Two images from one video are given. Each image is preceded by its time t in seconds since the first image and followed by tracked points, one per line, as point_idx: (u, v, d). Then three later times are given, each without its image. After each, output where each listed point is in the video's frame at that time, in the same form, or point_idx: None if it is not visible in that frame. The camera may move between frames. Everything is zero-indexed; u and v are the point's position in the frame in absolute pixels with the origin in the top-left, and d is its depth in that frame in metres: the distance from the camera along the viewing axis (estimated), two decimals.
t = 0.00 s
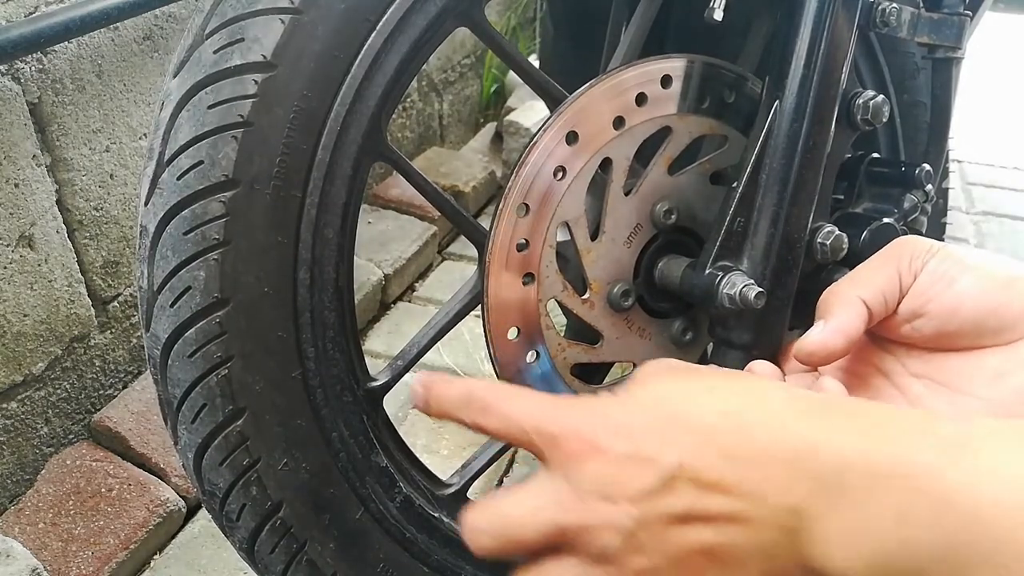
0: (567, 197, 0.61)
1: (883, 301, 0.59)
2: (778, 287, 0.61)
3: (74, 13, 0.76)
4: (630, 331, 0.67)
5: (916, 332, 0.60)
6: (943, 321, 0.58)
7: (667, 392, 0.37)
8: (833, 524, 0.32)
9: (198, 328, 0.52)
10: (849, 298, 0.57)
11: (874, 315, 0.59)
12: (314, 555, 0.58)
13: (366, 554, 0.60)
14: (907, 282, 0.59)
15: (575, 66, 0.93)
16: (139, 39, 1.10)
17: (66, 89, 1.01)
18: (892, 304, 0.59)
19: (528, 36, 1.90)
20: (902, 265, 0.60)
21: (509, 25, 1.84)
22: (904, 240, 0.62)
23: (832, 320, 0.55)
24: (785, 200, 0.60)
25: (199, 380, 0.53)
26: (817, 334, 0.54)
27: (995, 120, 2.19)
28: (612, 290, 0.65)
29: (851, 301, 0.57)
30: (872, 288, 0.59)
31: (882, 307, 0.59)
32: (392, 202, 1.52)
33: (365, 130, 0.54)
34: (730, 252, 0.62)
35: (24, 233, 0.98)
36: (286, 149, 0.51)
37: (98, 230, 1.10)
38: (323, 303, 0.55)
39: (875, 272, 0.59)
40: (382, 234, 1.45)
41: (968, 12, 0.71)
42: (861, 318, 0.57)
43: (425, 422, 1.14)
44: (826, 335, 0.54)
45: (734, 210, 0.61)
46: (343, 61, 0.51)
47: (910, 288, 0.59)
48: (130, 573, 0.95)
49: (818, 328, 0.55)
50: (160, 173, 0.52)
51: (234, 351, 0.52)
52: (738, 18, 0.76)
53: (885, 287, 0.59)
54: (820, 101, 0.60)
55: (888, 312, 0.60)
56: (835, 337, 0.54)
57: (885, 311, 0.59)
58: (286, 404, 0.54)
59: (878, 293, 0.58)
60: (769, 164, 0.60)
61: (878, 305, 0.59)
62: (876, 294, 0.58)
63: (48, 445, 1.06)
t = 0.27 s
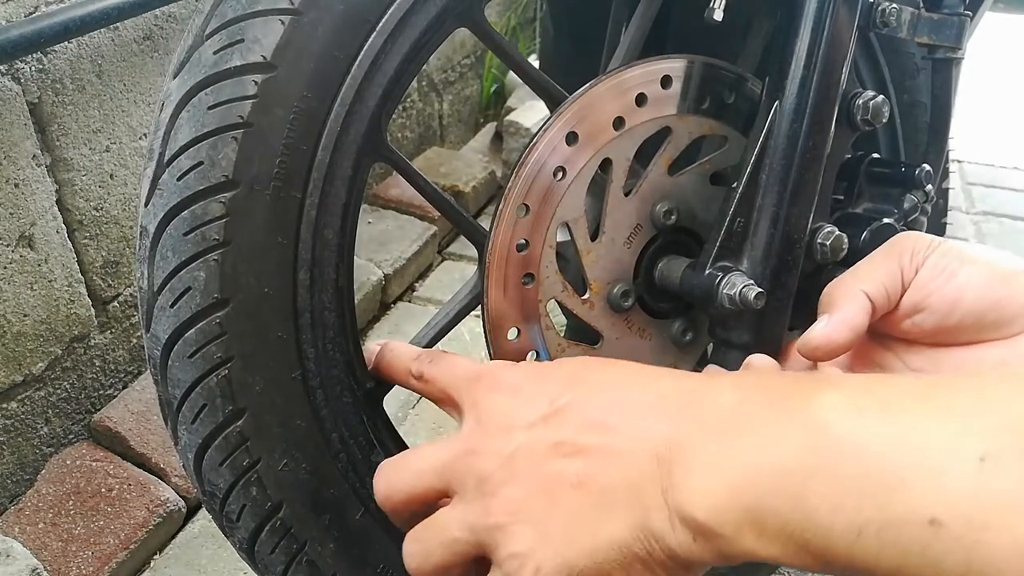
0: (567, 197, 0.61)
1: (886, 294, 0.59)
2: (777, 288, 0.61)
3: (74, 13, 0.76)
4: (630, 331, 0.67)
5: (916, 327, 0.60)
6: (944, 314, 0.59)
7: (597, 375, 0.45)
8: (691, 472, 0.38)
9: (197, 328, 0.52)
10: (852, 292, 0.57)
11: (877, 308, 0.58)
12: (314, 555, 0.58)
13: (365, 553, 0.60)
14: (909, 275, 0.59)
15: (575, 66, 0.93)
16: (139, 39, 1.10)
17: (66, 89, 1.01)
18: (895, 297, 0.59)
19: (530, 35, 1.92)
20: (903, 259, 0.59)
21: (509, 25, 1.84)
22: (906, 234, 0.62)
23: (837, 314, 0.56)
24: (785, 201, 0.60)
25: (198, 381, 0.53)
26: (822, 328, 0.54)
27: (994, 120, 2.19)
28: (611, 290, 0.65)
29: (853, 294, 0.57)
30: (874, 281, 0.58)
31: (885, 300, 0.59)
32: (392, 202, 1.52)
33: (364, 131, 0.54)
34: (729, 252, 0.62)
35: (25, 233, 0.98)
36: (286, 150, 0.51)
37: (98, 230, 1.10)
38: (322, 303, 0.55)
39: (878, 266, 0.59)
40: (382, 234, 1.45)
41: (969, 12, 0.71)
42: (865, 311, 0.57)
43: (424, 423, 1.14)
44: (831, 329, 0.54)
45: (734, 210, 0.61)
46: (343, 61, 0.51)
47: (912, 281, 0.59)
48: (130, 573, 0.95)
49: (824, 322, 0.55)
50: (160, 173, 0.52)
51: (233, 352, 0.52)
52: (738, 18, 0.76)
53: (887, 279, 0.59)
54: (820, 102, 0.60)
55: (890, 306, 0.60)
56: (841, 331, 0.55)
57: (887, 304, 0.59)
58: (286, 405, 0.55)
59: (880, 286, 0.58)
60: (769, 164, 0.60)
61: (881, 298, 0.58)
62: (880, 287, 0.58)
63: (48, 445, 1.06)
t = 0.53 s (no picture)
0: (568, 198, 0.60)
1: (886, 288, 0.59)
2: (777, 289, 0.61)
3: (73, 14, 0.76)
4: (630, 332, 0.67)
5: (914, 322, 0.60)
6: (941, 308, 0.59)
7: (591, 416, 0.43)
8: (685, 518, 0.37)
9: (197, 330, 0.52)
10: (852, 286, 0.58)
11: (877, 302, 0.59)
12: (314, 555, 0.58)
13: (365, 553, 0.60)
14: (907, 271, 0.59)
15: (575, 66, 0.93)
16: (139, 39, 1.10)
17: (66, 89, 1.01)
18: (893, 292, 0.59)
19: (530, 34, 1.91)
20: (902, 254, 0.60)
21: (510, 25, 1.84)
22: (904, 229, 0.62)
23: (839, 306, 0.56)
24: (786, 201, 0.60)
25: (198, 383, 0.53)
26: (823, 320, 0.55)
27: (994, 120, 2.19)
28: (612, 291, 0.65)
29: (853, 288, 0.57)
30: (874, 275, 0.59)
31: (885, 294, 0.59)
32: (392, 202, 1.52)
33: (364, 131, 0.54)
34: (730, 253, 0.62)
35: (24, 233, 0.98)
36: (286, 151, 0.51)
37: (98, 230, 1.10)
38: (323, 305, 0.55)
39: (877, 260, 0.60)
40: (382, 234, 1.45)
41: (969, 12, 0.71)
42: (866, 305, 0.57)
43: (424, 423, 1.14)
44: (832, 321, 0.55)
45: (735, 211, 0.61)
46: (342, 62, 0.51)
47: (910, 276, 0.59)
48: (130, 573, 0.95)
49: (824, 315, 0.55)
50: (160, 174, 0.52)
51: (233, 354, 0.52)
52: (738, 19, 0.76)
53: (887, 274, 0.59)
54: (820, 102, 0.59)
55: (889, 301, 0.60)
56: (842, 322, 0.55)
57: (887, 299, 0.59)
58: (286, 407, 0.54)
59: (880, 281, 0.59)
60: (769, 165, 0.60)
61: (880, 293, 0.59)
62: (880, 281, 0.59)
63: (48, 445, 1.06)
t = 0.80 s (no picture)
0: (569, 197, 0.60)
1: (885, 282, 0.59)
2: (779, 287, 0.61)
3: (74, 13, 0.76)
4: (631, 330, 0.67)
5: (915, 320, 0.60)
6: (940, 308, 0.59)
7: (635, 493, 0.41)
8: None
9: (198, 330, 0.52)
10: (851, 279, 0.57)
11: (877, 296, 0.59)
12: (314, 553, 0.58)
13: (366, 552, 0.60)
14: (906, 267, 0.60)
15: (576, 66, 0.93)
16: (139, 39, 1.10)
17: (66, 89, 1.01)
18: (892, 287, 0.59)
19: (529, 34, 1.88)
20: (901, 250, 0.60)
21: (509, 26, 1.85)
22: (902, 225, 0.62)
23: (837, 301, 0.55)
24: (787, 200, 0.60)
25: (199, 382, 0.53)
26: (823, 314, 0.54)
27: (994, 120, 2.19)
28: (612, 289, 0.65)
29: (853, 282, 0.57)
30: (874, 269, 0.59)
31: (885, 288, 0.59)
32: (392, 203, 1.51)
33: (366, 130, 0.54)
34: (731, 252, 0.62)
35: (24, 233, 0.98)
36: (288, 150, 0.51)
37: (98, 230, 1.09)
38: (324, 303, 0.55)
39: (876, 254, 0.60)
40: (382, 233, 1.45)
41: (970, 11, 0.71)
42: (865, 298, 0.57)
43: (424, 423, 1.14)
44: (833, 315, 0.54)
45: (737, 210, 0.61)
46: (344, 60, 0.51)
47: (908, 273, 0.60)
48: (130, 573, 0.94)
49: (823, 310, 0.55)
50: (161, 174, 0.52)
51: (234, 352, 0.52)
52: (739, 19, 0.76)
53: (886, 268, 0.59)
54: (822, 101, 0.59)
55: (888, 296, 0.60)
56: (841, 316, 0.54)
57: (885, 294, 0.59)
58: (287, 406, 0.54)
59: (879, 275, 0.59)
60: (771, 163, 0.60)
61: (880, 287, 0.59)
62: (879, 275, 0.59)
63: (48, 445, 1.06)
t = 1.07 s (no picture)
0: (568, 194, 0.60)
1: (890, 274, 0.59)
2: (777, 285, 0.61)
3: (74, 13, 0.76)
4: (631, 328, 0.67)
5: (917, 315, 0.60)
6: (942, 306, 0.59)
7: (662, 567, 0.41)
8: None
9: (197, 327, 0.52)
10: (855, 266, 0.57)
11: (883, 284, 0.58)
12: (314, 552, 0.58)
13: (366, 550, 0.60)
14: (910, 259, 0.60)
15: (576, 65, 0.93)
16: (139, 39, 1.10)
17: (67, 89, 1.01)
18: (897, 278, 0.59)
19: (530, 35, 1.87)
20: (906, 242, 0.60)
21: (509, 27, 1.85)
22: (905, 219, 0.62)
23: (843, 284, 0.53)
24: (786, 197, 0.60)
25: (198, 379, 0.53)
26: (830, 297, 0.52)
27: (993, 120, 2.19)
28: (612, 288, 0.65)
29: (859, 269, 0.57)
30: (879, 259, 0.58)
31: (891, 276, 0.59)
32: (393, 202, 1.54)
33: (365, 127, 0.54)
34: (730, 249, 0.62)
35: (25, 233, 0.98)
36: (288, 147, 0.51)
37: (98, 230, 1.10)
38: (323, 301, 0.55)
39: (881, 244, 0.59)
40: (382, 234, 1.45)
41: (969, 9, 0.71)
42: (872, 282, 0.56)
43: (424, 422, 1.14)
44: (840, 297, 0.52)
45: (736, 207, 0.61)
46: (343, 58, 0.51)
47: (913, 266, 0.60)
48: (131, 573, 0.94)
49: (829, 293, 0.52)
50: (160, 170, 0.52)
51: (233, 350, 0.52)
52: (738, 17, 0.76)
53: (890, 259, 0.59)
54: (820, 98, 0.60)
55: (892, 287, 0.59)
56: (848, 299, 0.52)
57: (891, 284, 0.59)
58: (286, 404, 0.54)
59: (884, 264, 0.58)
60: (770, 161, 0.60)
61: (884, 277, 0.58)
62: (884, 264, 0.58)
63: (48, 445, 1.06)
